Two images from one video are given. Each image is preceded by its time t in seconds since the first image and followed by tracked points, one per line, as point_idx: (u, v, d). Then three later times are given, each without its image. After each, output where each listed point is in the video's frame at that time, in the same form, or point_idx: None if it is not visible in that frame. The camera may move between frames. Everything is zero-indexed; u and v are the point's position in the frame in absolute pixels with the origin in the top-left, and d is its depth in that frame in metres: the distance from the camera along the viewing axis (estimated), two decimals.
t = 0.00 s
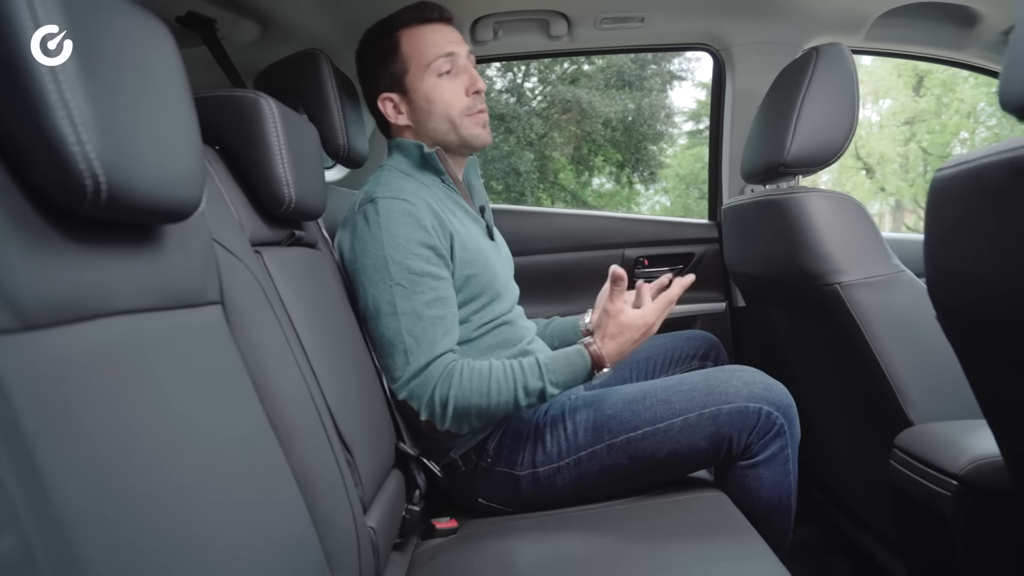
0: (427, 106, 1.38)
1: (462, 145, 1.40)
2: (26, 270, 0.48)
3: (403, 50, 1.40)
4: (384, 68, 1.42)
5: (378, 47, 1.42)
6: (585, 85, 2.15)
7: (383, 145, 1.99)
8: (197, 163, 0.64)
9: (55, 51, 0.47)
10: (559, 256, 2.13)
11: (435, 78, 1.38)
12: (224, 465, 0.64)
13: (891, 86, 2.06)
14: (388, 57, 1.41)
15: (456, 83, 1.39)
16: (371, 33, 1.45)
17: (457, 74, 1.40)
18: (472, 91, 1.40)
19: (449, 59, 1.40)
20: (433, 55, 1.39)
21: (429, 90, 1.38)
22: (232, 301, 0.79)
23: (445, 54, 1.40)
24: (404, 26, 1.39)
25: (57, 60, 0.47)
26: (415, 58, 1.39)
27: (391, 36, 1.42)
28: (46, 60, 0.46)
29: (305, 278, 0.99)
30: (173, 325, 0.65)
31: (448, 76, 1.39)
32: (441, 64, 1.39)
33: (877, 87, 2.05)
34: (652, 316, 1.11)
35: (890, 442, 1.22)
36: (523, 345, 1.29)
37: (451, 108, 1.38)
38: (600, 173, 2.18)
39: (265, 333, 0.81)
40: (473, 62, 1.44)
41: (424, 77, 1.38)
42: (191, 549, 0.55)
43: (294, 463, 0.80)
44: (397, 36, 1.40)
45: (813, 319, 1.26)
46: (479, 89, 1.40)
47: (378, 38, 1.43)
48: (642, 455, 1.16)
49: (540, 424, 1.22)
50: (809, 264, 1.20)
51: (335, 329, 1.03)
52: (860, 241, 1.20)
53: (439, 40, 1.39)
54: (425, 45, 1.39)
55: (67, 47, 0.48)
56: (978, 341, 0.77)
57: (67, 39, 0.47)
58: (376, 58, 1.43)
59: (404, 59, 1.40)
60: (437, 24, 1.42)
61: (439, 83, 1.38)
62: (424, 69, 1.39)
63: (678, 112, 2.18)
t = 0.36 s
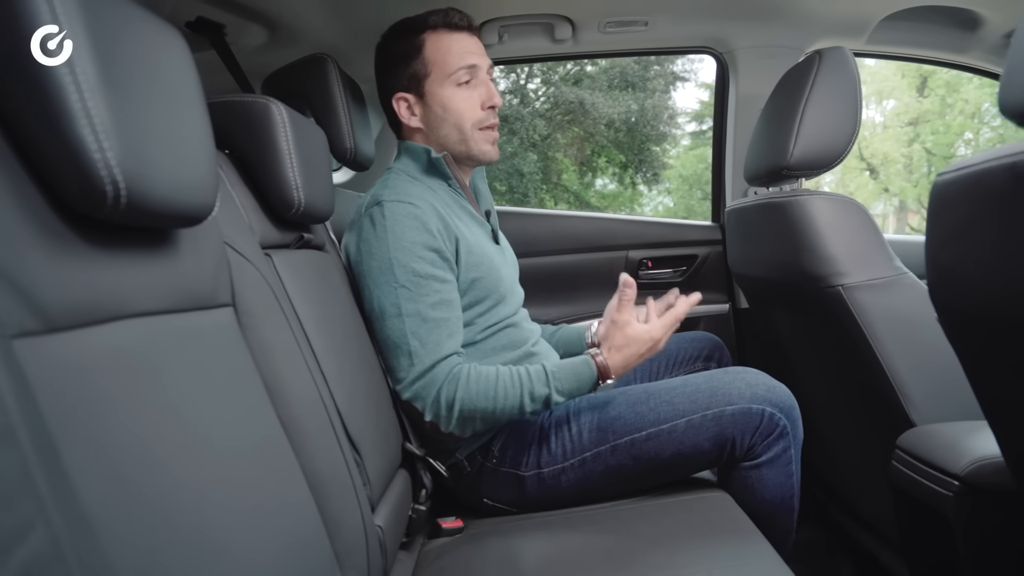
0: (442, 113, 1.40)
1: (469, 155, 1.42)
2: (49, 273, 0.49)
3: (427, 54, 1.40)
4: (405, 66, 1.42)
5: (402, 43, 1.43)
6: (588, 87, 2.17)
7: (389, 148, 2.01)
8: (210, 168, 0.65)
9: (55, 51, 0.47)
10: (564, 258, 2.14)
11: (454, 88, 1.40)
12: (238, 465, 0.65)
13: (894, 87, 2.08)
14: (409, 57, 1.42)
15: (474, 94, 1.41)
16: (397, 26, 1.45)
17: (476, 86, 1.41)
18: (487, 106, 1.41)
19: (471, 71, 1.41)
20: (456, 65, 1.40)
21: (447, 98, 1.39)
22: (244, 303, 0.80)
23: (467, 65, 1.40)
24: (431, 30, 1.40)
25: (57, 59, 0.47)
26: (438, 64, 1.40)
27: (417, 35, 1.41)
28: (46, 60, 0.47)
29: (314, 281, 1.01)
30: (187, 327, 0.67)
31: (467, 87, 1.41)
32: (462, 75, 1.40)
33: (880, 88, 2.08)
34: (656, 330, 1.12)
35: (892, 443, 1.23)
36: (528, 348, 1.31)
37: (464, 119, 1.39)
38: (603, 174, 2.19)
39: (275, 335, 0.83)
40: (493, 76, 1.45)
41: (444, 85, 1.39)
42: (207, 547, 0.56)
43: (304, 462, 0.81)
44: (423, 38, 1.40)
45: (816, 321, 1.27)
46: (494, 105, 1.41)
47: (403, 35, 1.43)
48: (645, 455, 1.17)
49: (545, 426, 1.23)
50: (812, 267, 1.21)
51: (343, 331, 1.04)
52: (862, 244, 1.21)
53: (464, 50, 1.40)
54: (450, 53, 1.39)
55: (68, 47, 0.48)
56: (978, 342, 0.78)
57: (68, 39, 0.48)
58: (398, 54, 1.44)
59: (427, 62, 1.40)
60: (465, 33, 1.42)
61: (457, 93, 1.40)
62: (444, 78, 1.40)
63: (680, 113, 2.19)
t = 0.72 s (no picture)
0: (487, 123, 1.39)
1: (491, 168, 1.44)
2: (71, 278, 0.50)
3: (491, 66, 1.40)
4: (460, 63, 1.38)
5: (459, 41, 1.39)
6: (590, 88, 2.18)
7: (395, 150, 2.03)
8: (223, 174, 0.66)
9: (58, 52, 0.48)
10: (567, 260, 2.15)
11: (505, 103, 1.41)
12: (251, 465, 0.66)
13: (897, 88, 2.07)
14: (464, 57, 1.39)
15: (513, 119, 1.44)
16: (452, 25, 1.41)
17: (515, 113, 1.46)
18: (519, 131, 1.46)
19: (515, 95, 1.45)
20: (512, 87, 1.42)
21: (495, 113, 1.40)
22: (255, 306, 0.81)
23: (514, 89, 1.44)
24: (497, 47, 1.41)
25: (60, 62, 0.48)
26: (498, 76, 1.40)
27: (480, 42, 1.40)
28: (45, 61, 0.47)
29: (322, 284, 1.02)
30: (202, 330, 0.68)
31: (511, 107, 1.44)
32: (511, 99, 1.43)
33: (882, 89, 2.05)
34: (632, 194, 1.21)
35: (895, 444, 1.24)
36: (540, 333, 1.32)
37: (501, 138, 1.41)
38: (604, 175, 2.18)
39: (285, 337, 0.84)
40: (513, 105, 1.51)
41: (497, 101, 1.40)
42: (223, 546, 0.58)
43: (314, 464, 0.82)
44: (489, 50, 1.40)
45: (820, 324, 1.28)
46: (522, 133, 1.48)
47: (464, 36, 1.40)
48: (650, 458, 1.18)
49: (549, 427, 1.23)
50: (816, 269, 1.22)
51: (351, 333, 1.05)
52: (865, 246, 1.21)
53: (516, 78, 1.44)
54: (507, 72, 1.42)
55: (69, 48, 0.48)
56: (981, 345, 0.78)
57: (68, 40, 0.48)
58: (453, 47, 1.39)
59: (488, 72, 1.39)
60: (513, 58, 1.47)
61: (506, 109, 1.41)
62: (502, 91, 1.41)
63: (683, 113, 2.19)
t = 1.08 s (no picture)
0: (498, 122, 1.40)
1: (502, 165, 1.45)
2: (91, 280, 0.52)
3: (496, 65, 1.41)
4: (465, 67, 1.39)
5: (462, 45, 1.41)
6: (590, 89, 2.19)
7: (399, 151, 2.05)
8: (233, 178, 0.67)
9: (57, 51, 0.49)
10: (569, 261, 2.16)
11: (511, 101, 1.43)
12: (262, 462, 0.67)
13: (897, 89, 2.11)
14: (468, 61, 1.40)
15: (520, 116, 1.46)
16: (454, 32, 1.43)
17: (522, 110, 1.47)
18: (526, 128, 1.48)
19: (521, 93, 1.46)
20: (518, 86, 1.44)
21: (505, 111, 1.41)
22: (264, 307, 0.82)
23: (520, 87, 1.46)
24: (499, 47, 1.42)
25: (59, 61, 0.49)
26: (503, 76, 1.42)
27: (481, 44, 1.42)
28: (45, 61, 0.48)
29: (328, 284, 1.03)
30: (214, 330, 0.69)
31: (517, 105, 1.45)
32: (517, 96, 1.45)
33: (883, 90, 2.10)
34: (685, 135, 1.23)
35: (894, 443, 1.25)
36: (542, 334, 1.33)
37: (512, 136, 1.43)
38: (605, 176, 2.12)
39: (293, 337, 0.85)
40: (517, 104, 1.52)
41: (506, 99, 1.41)
42: (237, 541, 0.59)
43: (322, 463, 0.83)
44: (491, 50, 1.41)
45: (820, 324, 1.29)
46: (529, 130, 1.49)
47: (468, 41, 1.42)
48: (652, 456, 1.19)
49: (553, 426, 1.25)
50: (816, 270, 1.23)
51: (357, 333, 1.07)
52: (865, 247, 1.22)
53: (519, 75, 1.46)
54: (511, 72, 1.44)
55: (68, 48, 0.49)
56: (977, 345, 0.80)
57: (68, 40, 0.48)
58: (456, 52, 1.40)
59: (494, 72, 1.41)
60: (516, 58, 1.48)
61: (512, 107, 1.43)
62: (507, 90, 1.42)
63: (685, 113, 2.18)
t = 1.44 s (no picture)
0: (478, 122, 1.41)
1: (494, 163, 1.45)
2: (108, 280, 0.53)
3: (473, 62, 1.41)
4: (444, 72, 1.42)
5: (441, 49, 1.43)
6: (590, 90, 2.21)
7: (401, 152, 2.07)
8: (244, 181, 0.69)
9: (55, 51, 0.50)
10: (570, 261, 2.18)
11: (492, 98, 1.41)
12: (271, 460, 0.69)
13: (896, 90, 2.13)
14: (449, 62, 1.42)
15: (510, 109, 1.44)
16: (436, 34, 1.44)
17: (511, 102, 1.45)
18: (518, 120, 1.45)
19: (507, 86, 1.44)
20: (499, 81, 1.42)
21: (487, 108, 1.41)
22: (271, 307, 0.84)
23: (505, 81, 1.43)
24: (476, 41, 1.42)
25: (59, 62, 0.50)
26: (480, 73, 1.41)
27: (458, 43, 1.42)
28: (45, 61, 0.50)
29: (333, 284, 1.04)
30: (223, 329, 0.70)
31: (502, 100, 1.43)
32: (502, 89, 1.43)
33: (882, 91, 2.14)
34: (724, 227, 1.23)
35: (892, 442, 1.26)
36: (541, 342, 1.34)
37: (501, 132, 1.42)
38: (605, 177, 2.23)
39: (299, 337, 0.87)
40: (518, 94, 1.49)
41: (486, 95, 1.41)
42: (248, 536, 0.60)
43: (328, 461, 0.84)
44: (467, 47, 1.41)
45: (820, 325, 1.30)
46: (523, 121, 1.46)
47: (446, 43, 1.43)
48: (652, 455, 1.21)
49: (553, 425, 1.26)
50: (815, 271, 1.25)
51: (361, 333, 1.08)
52: (863, 249, 1.24)
53: (503, 65, 1.43)
54: (491, 66, 1.42)
55: (68, 48, 0.50)
56: (972, 345, 0.81)
57: (68, 40, 0.50)
58: (435, 57, 1.43)
59: (470, 70, 1.41)
60: (502, 49, 1.45)
61: (495, 103, 1.42)
62: (485, 87, 1.41)
63: (683, 115, 2.22)
